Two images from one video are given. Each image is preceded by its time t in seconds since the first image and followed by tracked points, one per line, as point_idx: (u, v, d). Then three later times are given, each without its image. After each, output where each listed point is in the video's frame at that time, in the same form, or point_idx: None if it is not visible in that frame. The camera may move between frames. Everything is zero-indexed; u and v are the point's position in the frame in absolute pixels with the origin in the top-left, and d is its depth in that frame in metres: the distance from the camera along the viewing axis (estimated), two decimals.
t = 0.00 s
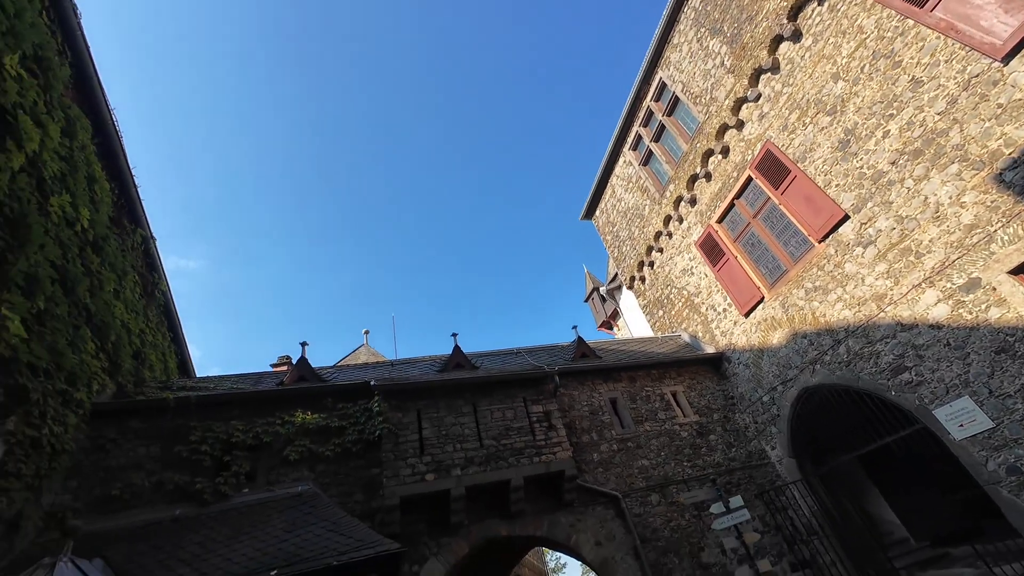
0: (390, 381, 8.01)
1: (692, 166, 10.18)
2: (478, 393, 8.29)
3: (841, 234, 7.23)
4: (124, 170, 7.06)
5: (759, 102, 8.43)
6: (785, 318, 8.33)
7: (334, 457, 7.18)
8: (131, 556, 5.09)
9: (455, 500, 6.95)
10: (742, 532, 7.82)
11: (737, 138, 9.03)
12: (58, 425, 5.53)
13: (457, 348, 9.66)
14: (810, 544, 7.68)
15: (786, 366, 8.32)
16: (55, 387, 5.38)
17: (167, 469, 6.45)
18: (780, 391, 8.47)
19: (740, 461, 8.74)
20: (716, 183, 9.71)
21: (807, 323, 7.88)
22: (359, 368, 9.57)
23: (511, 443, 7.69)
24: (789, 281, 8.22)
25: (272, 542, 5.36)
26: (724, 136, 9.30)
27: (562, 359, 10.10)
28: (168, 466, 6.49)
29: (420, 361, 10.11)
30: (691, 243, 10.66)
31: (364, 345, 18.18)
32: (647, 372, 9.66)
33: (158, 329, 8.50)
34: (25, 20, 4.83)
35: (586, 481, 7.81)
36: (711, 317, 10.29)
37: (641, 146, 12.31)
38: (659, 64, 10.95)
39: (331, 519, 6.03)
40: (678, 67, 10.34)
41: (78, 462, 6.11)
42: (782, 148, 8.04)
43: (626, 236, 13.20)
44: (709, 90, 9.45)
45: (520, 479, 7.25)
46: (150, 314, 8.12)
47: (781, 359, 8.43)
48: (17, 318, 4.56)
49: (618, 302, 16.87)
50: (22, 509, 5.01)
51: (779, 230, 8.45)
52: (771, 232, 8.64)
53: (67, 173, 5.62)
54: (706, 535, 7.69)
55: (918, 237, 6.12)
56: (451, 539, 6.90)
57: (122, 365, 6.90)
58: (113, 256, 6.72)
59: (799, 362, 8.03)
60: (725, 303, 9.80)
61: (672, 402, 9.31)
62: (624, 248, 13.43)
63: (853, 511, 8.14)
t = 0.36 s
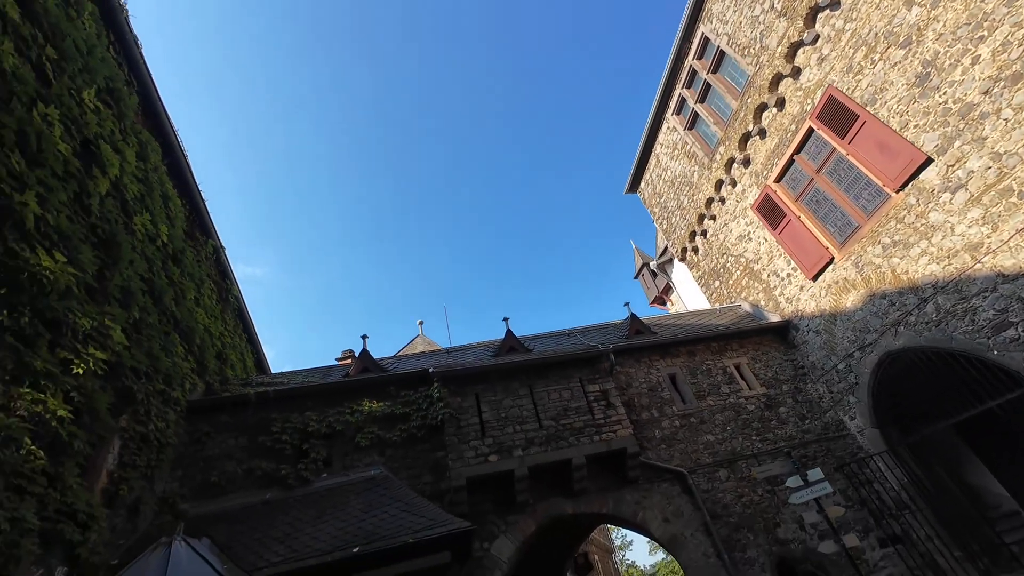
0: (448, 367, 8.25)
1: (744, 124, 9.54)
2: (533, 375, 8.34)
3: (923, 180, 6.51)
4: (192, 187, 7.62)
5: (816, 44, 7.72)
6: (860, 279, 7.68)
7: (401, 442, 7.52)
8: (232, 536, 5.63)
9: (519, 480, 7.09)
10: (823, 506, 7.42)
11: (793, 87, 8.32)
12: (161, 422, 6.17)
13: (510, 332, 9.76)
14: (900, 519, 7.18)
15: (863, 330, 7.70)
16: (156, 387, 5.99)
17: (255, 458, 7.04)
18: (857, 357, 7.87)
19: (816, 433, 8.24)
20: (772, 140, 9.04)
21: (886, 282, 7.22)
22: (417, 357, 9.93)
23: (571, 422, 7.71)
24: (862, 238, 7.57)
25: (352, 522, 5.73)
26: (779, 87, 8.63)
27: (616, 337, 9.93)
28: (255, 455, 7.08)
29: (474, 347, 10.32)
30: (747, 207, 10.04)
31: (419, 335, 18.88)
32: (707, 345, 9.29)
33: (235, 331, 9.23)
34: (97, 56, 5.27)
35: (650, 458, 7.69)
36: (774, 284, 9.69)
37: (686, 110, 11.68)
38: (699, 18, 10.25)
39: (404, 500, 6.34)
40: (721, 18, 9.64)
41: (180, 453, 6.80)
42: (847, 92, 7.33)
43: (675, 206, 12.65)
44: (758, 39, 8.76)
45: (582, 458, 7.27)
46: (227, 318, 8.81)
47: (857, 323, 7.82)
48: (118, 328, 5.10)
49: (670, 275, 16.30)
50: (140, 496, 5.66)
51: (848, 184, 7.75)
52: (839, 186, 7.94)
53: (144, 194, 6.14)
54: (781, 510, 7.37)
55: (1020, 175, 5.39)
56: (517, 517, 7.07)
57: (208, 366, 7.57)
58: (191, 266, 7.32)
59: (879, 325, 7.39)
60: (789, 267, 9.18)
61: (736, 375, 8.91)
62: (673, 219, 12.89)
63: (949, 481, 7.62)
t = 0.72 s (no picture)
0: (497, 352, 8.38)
1: (795, 77, 9.03)
2: (582, 357, 8.28)
3: (1011, 118, 5.83)
4: (245, 195, 8.06)
5: None
6: (938, 235, 7.00)
7: (456, 427, 7.73)
8: (308, 518, 6.04)
9: (574, 461, 7.11)
10: (905, 481, 6.92)
11: (850, 30, 7.77)
12: (238, 415, 6.69)
13: (555, 315, 9.74)
14: (996, 494, 6.58)
15: (945, 292, 7.03)
16: (230, 383, 6.48)
17: (322, 446, 7.49)
18: (938, 321, 7.23)
19: (892, 405, 7.63)
20: (829, 91, 8.41)
21: (969, 237, 6.54)
22: (465, 345, 10.10)
23: (623, 402, 7.60)
24: (940, 189, 6.87)
25: (416, 504, 5.99)
26: (832, 33, 8.14)
27: (665, 314, 9.64)
28: (323, 443, 7.53)
29: (520, 332, 10.37)
30: (802, 167, 9.37)
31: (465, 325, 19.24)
32: (765, 317, 8.81)
33: (295, 329, 9.80)
34: (153, 78, 5.64)
35: (708, 436, 7.46)
36: (837, 247, 9.02)
37: (728, 70, 11.10)
38: None
39: (463, 482, 6.53)
40: None
41: (258, 443, 7.35)
42: (916, 29, 6.70)
43: (721, 173, 12.02)
44: None
45: (637, 437, 7.17)
46: (287, 316, 9.36)
47: (936, 284, 7.16)
48: (193, 330, 5.52)
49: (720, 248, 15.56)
50: (226, 483, 6.18)
51: (921, 131, 7.05)
52: (909, 135, 7.26)
53: (204, 205, 6.55)
54: (856, 487, 6.95)
55: None
56: (575, 497, 7.10)
57: (275, 362, 8.10)
58: (251, 270, 7.81)
59: (963, 285, 6.72)
60: (854, 229, 8.51)
61: (798, 347, 8.40)
62: (719, 188, 12.26)
63: None
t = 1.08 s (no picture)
0: (537, 338, 8.41)
1: (842, 28, 8.57)
2: (624, 338, 8.16)
3: None
4: (287, 199, 8.38)
5: None
6: (1016, 188, 6.45)
7: (501, 414, 7.83)
8: (367, 503, 6.34)
9: (622, 443, 7.05)
10: (987, 456, 6.42)
11: None
12: (296, 408, 7.08)
13: (594, 298, 9.63)
14: None
15: None
16: (287, 379, 6.84)
17: (375, 435, 7.80)
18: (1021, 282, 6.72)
19: (968, 375, 7.05)
20: (882, 39, 7.89)
21: None
22: (504, 333, 10.16)
23: (668, 383, 7.45)
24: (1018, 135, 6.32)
25: (468, 489, 6.16)
26: None
27: (709, 291, 9.30)
28: (375, 432, 7.84)
29: (559, 317, 10.33)
30: (855, 125, 8.78)
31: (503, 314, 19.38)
32: (818, 288, 8.32)
33: (342, 325, 10.20)
34: (195, 94, 5.95)
35: (761, 414, 7.19)
36: (897, 209, 8.37)
37: (767, 28, 10.58)
38: None
39: (511, 467, 6.63)
40: None
41: (315, 435, 7.74)
42: None
43: (763, 140, 11.40)
44: None
45: (686, 418, 7.02)
46: (334, 313, 9.76)
47: (1016, 241, 6.64)
48: (250, 330, 5.85)
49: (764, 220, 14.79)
50: (290, 472, 6.57)
51: (992, 74, 6.49)
52: (979, 78, 6.67)
53: (251, 211, 6.89)
54: (929, 463, 6.52)
55: None
56: (624, 479, 7.06)
57: (326, 357, 8.49)
58: (298, 270, 8.17)
59: None
60: (917, 187, 7.91)
61: (856, 318, 7.90)
62: (761, 155, 11.62)
63: None
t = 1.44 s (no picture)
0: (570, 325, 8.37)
1: None
2: (659, 322, 8.01)
3: None
4: (320, 200, 8.63)
5: None
6: None
7: (537, 401, 7.87)
8: (411, 491, 6.56)
9: (661, 427, 6.96)
10: None
11: None
12: (340, 401, 7.36)
13: (626, 282, 9.48)
14: None
15: None
16: (330, 373, 7.12)
17: (416, 425, 8.02)
18: None
19: None
20: None
21: None
22: (536, 322, 10.15)
23: (707, 365, 7.27)
24: None
25: (508, 475, 6.27)
26: None
27: (747, 270, 8.95)
28: (416, 423, 8.06)
29: (591, 303, 10.24)
30: (904, 83, 8.25)
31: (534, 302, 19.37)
32: (866, 261, 7.87)
33: (379, 320, 10.48)
34: (230, 103, 6.19)
35: (807, 395, 6.91)
36: (955, 171, 7.78)
37: None
38: None
39: (549, 453, 6.68)
40: None
41: (360, 426, 8.04)
42: None
43: (801, 107, 10.80)
44: None
45: (727, 400, 6.84)
46: (370, 309, 10.04)
47: None
48: (293, 328, 6.10)
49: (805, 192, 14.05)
50: (337, 462, 6.87)
51: None
52: None
53: (287, 213, 7.14)
54: (997, 441, 6.11)
55: None
56: (665, 464, 6.98)
57: (365, 351, 8.77)
58: (334, 268, 8.44)
59: None
60: (976, 145, 7.38)
61: (910, 290, 7.43)
62: (799, 123, 11.01)
63: None
